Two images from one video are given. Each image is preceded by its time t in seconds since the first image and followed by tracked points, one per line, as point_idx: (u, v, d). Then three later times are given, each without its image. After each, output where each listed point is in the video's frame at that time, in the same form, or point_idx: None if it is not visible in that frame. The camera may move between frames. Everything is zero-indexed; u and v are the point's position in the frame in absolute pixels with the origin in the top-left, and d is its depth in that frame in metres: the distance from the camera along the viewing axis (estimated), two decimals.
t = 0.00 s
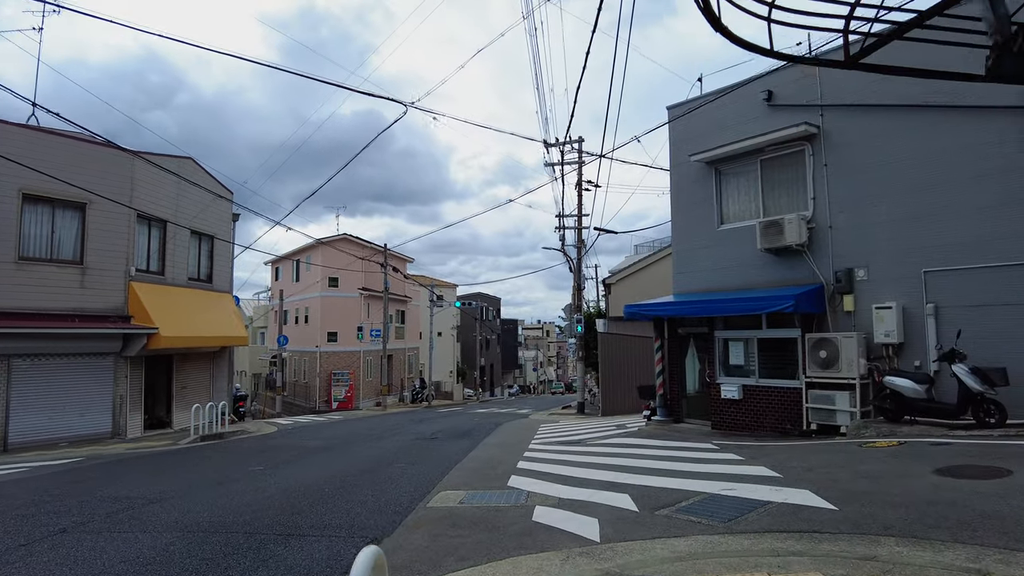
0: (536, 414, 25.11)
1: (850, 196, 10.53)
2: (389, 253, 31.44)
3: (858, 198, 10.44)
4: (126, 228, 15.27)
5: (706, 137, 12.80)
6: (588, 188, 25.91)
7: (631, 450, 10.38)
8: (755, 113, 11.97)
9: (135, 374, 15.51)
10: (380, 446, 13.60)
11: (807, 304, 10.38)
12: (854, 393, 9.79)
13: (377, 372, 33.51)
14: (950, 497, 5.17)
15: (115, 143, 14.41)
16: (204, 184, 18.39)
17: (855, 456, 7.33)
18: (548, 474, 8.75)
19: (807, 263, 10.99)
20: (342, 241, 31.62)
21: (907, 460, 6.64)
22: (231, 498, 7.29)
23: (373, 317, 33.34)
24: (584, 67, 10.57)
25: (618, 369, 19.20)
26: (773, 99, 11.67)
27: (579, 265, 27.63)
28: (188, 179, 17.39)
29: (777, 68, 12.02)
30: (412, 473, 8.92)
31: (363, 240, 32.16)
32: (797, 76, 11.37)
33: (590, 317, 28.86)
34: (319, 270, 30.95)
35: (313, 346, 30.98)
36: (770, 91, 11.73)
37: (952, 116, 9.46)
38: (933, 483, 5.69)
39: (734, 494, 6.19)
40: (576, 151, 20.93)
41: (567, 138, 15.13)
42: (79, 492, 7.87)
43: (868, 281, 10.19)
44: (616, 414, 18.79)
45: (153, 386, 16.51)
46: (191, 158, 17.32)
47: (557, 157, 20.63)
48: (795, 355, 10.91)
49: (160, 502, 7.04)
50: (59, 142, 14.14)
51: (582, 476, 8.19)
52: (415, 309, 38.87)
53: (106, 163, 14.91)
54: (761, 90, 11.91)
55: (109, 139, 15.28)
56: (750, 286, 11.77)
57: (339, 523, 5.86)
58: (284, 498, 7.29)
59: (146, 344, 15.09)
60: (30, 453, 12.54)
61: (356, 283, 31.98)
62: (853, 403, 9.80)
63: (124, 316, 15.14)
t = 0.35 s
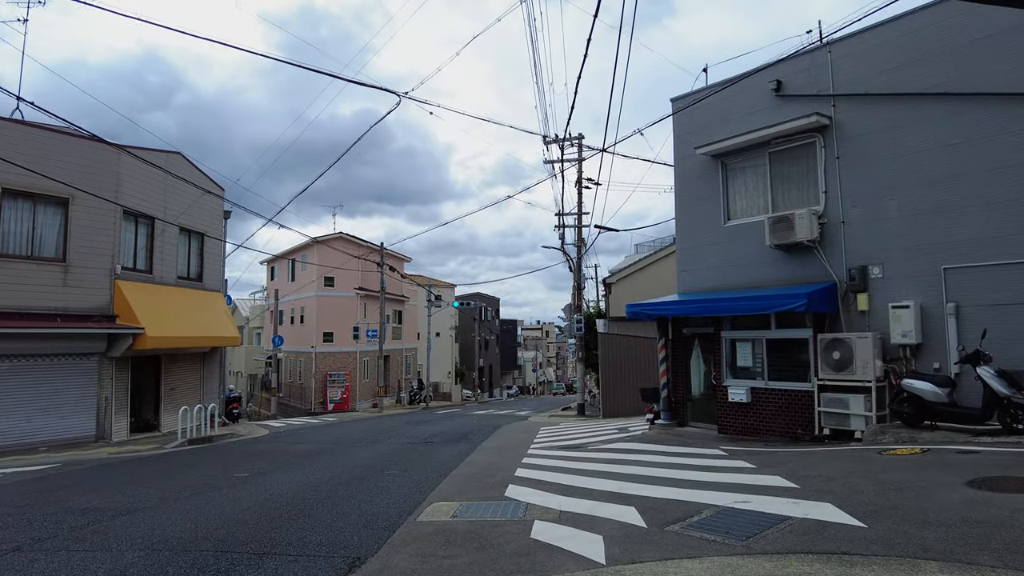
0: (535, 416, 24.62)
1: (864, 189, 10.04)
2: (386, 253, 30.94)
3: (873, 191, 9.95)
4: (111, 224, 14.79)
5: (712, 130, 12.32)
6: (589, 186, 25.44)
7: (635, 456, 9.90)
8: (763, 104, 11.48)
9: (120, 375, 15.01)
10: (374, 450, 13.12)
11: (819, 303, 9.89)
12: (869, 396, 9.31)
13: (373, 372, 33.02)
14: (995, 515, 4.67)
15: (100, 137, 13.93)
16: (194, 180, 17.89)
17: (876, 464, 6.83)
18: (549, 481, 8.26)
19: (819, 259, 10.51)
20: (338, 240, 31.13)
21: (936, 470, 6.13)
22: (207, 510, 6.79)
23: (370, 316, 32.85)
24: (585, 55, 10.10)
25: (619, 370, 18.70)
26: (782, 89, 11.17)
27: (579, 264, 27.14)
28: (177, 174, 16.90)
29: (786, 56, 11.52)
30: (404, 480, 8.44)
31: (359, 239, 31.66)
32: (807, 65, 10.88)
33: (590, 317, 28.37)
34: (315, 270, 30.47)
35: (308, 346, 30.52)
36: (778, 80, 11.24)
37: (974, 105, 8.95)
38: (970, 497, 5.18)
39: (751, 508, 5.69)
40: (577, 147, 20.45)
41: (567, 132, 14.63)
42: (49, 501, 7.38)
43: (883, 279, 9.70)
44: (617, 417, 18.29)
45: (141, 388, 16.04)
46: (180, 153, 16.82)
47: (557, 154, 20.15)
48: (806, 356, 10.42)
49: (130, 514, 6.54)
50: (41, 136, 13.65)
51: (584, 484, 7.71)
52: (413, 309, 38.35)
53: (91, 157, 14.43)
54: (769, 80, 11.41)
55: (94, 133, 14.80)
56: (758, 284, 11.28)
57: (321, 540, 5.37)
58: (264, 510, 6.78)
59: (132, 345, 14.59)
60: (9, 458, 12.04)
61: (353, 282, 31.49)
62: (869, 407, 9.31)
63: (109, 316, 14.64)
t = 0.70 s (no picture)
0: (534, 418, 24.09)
1: (879, 181, 9.54)
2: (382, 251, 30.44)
3: (888, 183, 9.45)
4: (95, 219, 14.27)
5: (718, 121, 11.82)
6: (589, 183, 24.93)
7: (638, 461, 9.39)
8: (772, 93, 10.99)
9: (104, 376, 14.49)
10: (366, 454, 12.60)
11: (832, 301, 9.38)
12: (886, 399, 8.79)
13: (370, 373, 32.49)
14: None
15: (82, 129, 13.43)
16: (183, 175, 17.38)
17: (900, 473, 6.32)
18: (548, 489, 7.75)
19: (830, 255, 10.01)
20: (333, 238, 30.62)
21: (968, 482, 5.62)
22: (176, 524, 6.26)
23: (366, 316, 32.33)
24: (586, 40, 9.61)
25: (620, 370, 18.17)
26: (792, 78, 10.68)
27: (579, 263, 26.64)
28: (164, 168, 16.39)
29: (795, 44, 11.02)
30: (393, 489, 7.93)
31: (355, 238, 31.16)
32: (819, 51, 10.38)
33: (590, 316, 27.86)
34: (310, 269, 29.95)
35: (303, 346, 29.99)
36: (788, 68, 10.73)
37: (998, 90, 8.45)
38: (1014, 513, 4.67)
39: (768, 524, 5.18)
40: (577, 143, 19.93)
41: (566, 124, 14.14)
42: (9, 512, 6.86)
43: (899, 276, 9.20)
44: (617, 418, 17.78)
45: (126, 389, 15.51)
46: (167, 147, 16.31)
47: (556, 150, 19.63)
48: (817, 356, 9.91)
49: (92, 528, 6.02)
50: (20, 127, 13.14)
51: (585, 493, 7.20)
52: (410, 308, 37.84)
53: (73, 149, 13.91)
54: (778, 68, 10.91)
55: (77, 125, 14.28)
56: (766, 282, 10.78)
57: (294, 560, 4.86)
58: (237, 524, 6.26)
59: (115, 344, 14.06)
60: None
61: (349, 281, 30.98)
62: (885, 411, 8.80)
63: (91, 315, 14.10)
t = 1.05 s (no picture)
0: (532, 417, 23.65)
1: (892, 169, 9.08)
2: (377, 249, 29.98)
3: (901, 170, 8.99)
4: (75, 212, 13.78)
5: (720, 109, 11.38)
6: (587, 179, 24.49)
7: (638, 463, 8.91)
8: (776, 79, 10.53)
9: (84, 375, 13.98)
10: (355, 455, 12.14)
11: (841, 295, 8.92)
12: (900, 397, 8.33)
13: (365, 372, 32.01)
14: None
15: (62, 119, 12.96)
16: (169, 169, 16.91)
17: (922, 477, 5.85)
18: (542, 493, 7.27)
19: (839, 247, 9.55)
20: (328, 236, 30.15)
21: (1000, 487, 5.15)
22: (139, 535, 5.78)
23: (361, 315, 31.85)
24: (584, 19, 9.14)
25: (619, 369, 17.69)
26: (797, 62, 10.22)
27: (576, 260, 26.24)
28: (149, 161, 15.92)
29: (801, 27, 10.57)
30: (377, 494, 7.46)
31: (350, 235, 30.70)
32: (827, 34, 9.93)
33: (588, 314, 27.46)
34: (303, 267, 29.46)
35: (297, 345, 29.51)
36: (793, 52, 10.28)
37: (1018, 71, 8.00)
38: None
39: (782, 535, 4.71)
40: (574, 137, 19.52)
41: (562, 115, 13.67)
42: None
43: (913, 268, 8.74)
44: (616, 418, 17.31)
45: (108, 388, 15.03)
46: (152, 139, 15.83)
47: (553, 145, 19.23)
48: (826, 353, 9.45)
49: (46, 539, 5.54)
50: None
51: (581, 498, 6.74)
52: (406, 307, 37.36)
53: (52, 140, 13.43)
54: (782, 53, 10.46)
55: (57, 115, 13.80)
56: (771, 275, 10.32)
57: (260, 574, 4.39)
58: (205, 534, 5.76)
59: (96, 342, 13.56)
60: None
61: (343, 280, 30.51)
62: (899, 409, 8.33)
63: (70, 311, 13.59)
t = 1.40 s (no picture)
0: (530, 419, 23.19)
1: (907, 160, 8.60)
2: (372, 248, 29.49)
3: (917, 161, 8.51)
4: (54, 209, 13.29)
5: (724, 100, 10.90)
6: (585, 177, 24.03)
7: (638, 471, 8.43)
8: (784, 68, 10.04)
9: (64, 378, 13.49)
10: (345, 461, 11.67)
11: (854, 293, 8.44)
12: (917, 402, 7.86)
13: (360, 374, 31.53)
14: None
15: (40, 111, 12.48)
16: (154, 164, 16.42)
17: (949, 491, 5.37)
18: (537, 505, 6.78)
19: (851, 243, 9.08)
20: (322, 234, 29.67)
21: None
22: (93, 555, 5.27)
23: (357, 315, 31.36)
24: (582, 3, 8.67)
25: (618, 370, 17.21)
26: (806, 50, 9.73)
27: (575, 259, 25.82)
28: (133, 156, 15.43)
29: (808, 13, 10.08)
30: (360, 507, 6.97)
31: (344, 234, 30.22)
32: (836, 19, 9.45)
33: (587, 314, 27.03)
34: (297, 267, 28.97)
35: (291, 346, 29.04)
36: (801, 39, 9.80)
37: None
38: None
39: (800, 559, 4.23)
40: (571, 134, 19.09)
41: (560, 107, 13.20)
42: None
43: (930, 265, 8.27)
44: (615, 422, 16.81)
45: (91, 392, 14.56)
46: (135, 134, 15.34)
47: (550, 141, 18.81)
48: (836, 355, 8.98)
49: None
50: None
51: (578, 511, 6.26)
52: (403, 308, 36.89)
53: (30, 133, 12.93)
54: (790, 40, 9.97)
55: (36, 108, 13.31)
56: (779, 273, 9.85)
57: None
58: (166, 554, 5.28)
59: (76, 344, 13.07)
60: None
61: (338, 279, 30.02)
62: (916, 415, 7.85)
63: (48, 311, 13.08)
